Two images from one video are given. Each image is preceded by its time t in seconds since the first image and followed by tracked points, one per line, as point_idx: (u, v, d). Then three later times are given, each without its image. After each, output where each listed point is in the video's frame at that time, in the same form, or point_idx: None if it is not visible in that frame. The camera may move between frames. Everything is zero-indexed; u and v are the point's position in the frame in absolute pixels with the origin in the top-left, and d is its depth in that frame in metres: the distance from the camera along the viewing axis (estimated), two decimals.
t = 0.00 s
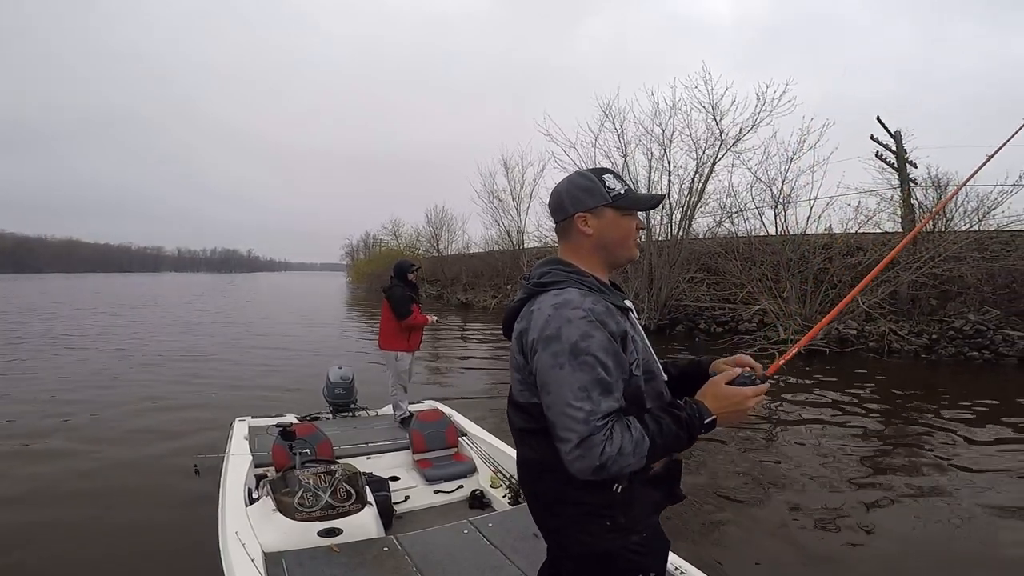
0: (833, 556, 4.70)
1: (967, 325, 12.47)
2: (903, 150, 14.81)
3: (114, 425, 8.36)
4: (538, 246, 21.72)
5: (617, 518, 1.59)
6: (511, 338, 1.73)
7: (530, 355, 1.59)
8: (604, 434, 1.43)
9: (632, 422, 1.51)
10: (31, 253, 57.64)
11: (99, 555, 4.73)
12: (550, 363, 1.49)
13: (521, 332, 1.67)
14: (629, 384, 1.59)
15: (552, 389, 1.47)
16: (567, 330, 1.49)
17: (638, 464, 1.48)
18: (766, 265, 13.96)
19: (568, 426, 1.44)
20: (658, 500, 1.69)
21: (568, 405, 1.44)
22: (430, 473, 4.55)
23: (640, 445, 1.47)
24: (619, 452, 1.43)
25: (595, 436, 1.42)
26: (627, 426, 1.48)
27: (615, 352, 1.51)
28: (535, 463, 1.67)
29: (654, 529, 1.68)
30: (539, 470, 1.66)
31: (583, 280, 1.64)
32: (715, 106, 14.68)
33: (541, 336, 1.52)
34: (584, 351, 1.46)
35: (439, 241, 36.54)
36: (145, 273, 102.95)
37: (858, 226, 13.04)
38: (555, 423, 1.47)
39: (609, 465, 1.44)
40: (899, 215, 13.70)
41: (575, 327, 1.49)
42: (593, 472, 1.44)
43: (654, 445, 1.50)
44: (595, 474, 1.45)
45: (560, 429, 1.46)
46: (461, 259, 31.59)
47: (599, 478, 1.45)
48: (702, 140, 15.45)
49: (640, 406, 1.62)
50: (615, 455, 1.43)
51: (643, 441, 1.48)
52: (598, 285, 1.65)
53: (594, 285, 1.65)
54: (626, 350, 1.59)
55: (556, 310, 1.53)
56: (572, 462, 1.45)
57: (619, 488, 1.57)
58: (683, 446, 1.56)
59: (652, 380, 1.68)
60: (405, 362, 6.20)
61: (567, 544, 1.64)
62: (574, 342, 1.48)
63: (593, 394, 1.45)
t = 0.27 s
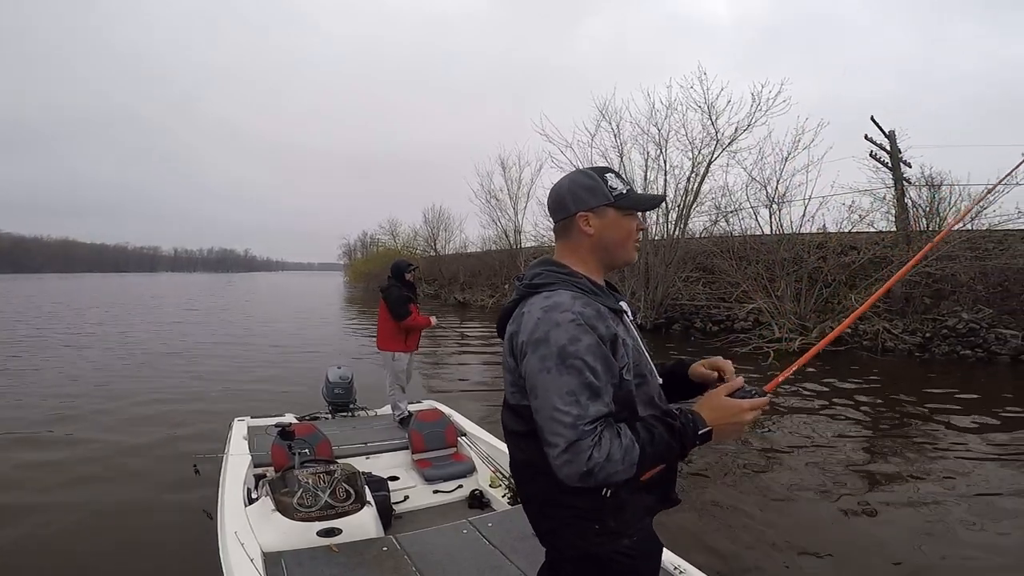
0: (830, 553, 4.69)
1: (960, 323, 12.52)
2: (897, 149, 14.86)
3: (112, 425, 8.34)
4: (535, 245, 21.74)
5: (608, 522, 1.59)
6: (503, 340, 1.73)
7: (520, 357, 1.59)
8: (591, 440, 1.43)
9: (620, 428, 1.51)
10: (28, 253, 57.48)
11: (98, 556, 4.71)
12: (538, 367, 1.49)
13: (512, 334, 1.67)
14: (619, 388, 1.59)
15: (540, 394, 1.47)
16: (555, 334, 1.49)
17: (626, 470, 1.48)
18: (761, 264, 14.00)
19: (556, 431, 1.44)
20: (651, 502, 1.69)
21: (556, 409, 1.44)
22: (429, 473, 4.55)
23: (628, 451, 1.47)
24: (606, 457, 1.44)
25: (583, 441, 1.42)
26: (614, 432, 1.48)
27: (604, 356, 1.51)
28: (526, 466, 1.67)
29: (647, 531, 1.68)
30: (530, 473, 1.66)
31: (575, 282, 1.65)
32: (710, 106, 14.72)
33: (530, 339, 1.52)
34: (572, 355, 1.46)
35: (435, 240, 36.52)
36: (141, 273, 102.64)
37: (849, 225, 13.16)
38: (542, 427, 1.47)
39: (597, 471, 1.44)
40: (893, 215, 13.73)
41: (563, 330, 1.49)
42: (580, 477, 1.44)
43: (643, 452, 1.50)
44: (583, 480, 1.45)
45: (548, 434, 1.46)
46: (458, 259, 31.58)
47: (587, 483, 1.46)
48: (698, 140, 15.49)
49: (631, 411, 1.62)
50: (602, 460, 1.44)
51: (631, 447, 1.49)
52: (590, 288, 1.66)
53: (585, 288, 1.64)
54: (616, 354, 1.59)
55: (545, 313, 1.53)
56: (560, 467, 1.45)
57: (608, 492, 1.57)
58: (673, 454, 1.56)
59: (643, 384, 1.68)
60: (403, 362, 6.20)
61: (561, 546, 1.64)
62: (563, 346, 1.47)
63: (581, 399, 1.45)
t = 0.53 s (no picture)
0: (829, 552, 4.69)
1: (954, 322, 12.57)
2: (891, 148, 14.92)
3: (109, 425, 8.32)
4: (532, 245, 21.75)
5: (605, 522, 1.59)
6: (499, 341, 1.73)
7: (515, 360, 1.60)
8: (586, 443, 1.43)
9: (616, 431, 1.51)
10: (25, 253, 57.34)
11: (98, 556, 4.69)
12: (533, 370, 1.49)
13: (508, 336, 1.67)
14: (614, 391, 1.59)
15: (534, 396, 1.48)
16: (549, 338, 1.49)
17: (621, 474, 1.48)
18: (756, 263, 14.03)
19: (551, 434, 1.44)
20: (650, 502, 1.69)
21: (550, 412, 1.45)
22: (428, 473, 4.55)
23: (623, 454, 1.48)
24: (600, 460, 1.44)
25: (577, 444, 1.43)
26: (609, 435, 1.48)
27: (599, 359, 1.51)
28: (524, 467, 1.68)
29: (645, 532, 1.68)
30: (528, 474, 1.67)
31: (571, 285, 1.65)
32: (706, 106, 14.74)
33: (525, 342, 1.53)
34: (566, 359, 1.46)
35: (433, 240, 36.53)
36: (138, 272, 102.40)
37: (843, 225, 13.19)
38: (537, 430, 1.47)
39: (592, 474, 1.44)
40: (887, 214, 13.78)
41: (557, 334, 1.49)
42: (575, 480, 1.45)
43: (638, 456, 1.51)
44: (578, 483, 1.45)
45: (543, 436, 1.47)
46: (455, 259, 31.59)
47: (582, 486, 1.46)
48: (694, 140, 15.51)
49: (626, 414, 1.62)
50: (597, 463, 1.44)
51: (626, 451, 1.49)
52: (586, 290, 1.66)
53: (581, 290, 1.64)
54: (610, 356, 1.59)
55: (540, 316, 1.53)
56: (555, 469, 1.46)
57: (604, 493, 1.57)
58: (668, 458, 1.56)
59: (639, 387, 1.68)
60: (402, 362, 6.21)
61: (559, 547, 1.64)
62: (558, 349, 1.48)
63: (576, 402, 1.45)
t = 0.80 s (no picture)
0: (827, 553, 4.67)
1: (947, 321, 12.62)
2: (886, 149, 14.98)
3: (108, 424, 8.31)
4: (529, 245, 21.76)
5: (606, 520, 1.59)
6: (502, 342, 1.73)
7: (519, 361, 1.60)
8: (595, 439, 1.43)
9: (624, 427, 1.51)
10: (24, 254, 57.11)
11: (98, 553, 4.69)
12: (538, 370, 1.49)
13: (511, 337, 1.67)
14: (618, 389, 1.59)
15: (542, 395, 1.47)
16: (553, 338, 1.49)
17: (632, 469, 1.47)
18: (752, 263, 14.06)
19: (559, 433, 1.44)
20: (650, 501, 1.69)
21: (558, 411, 1.45)
22: (427, 473, 4.55)
23: (632, 450, 1.48)
24: (611, 456, 1.44)
25: (586, 441, 1.43)
26: (618, 431, 1.48)
27: (603, 358, 1.51)
28: (528, 467, 1.68)
29: (646, 530, 1.68)
30: (532, 473, 1.66)
31: (573, 284, 1.65)
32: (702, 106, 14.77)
33: (529, 343, 1.53)
34: (571, 357, 1.46)
35: (431, 240, 36.53)
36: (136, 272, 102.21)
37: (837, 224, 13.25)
38: (546, 429, 1.47)
39: (602, 471, 1.44)
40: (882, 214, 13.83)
41: (562, 333, 1.49)
42: (585, 477, 1.44)
43: (648, 451, 1.50)
44: (589, 479, 1.45)
45: (552, 435, 1.46)
46: (453, 259, 31.61)
47: (592, 483, 1.45)
48: (691, 140, 15.54)
49: (632, 412, 1.62)
50: (607, 459, 1.44)
51: (635, 446, 1.48)
52: (588, 290, 1.66)
53: (583, 290, 1.65)
54: (614, 355, 1.59)
55: (543, 317, 1.53)
56: (565, 467, 1.45)
57: (605, 491, 1.57)
58: (677, 452, 1.55)
59: (641, 385, 1.68)
60: (403, 362, 6.20)
61: (560, 545, 1.64)
62: (562, 347, 1.48)
63: (583, 400, 1.45)
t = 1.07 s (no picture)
0: (827, 556, 4.66)
1: (941, 320, 12.67)
2: (881, 148, 15.03)
3: (106, 426, 8.30)
4: (527, 245, 21.78)
5: (609, 520, 1.59)
6: (503, 345, 1.73)
7: (522, 363, 1.60)
8: (602, 438, 1.43)
9: (629, 424, 1.51)
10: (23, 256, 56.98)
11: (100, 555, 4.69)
12: (543, 371, 1.49)
13: (514, 340, 1.67)
14: (621, 389, 1.59)
15: (547, 396, 1.47)
16: (557, 338, 1.49)
17: (639, 466, 1.47)
18: (748, 263, 14.08)
19: (565, 433, 1.44)
20: (652, 500, 1.69)
21: (563, 411, 1.44)
22: (427, 474, 4.55)
23: (639, 446, 1.47)
24: (619, 454, 1.43)
25: (593, 440, 1.42)
26: (624, 429, 1.48)
27: (606, 358, 1.52)
28: (533, 469, 1.67)
29: (648, 528, 1.68)
30: (536, 473, 1.66)
31: (573, 285, 1.65)
32: (698, 106, 14.79)
33: (532, 345, 1.53)
34: (575, 358, 1.46)
35: (429, 240, 36.54)
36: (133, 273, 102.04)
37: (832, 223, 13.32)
38: (552, 430, 1.46)
39: (610, 469, 1.43)
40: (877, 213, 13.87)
41: (565, 334, 1.49)
42: (593, 476, 1.44)
43: (653, 446, 1.50)
44: (597, 478, 1.44)
45: (557, 436, 1.46)
46: (451, 259, 31.62)
47: (601, 482, 1.45)
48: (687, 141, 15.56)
49: (635, 410, 1.62)
50: (615, 457, 1.43)
51: (641, 442, 1.48)
52: (588, 290, 1.66)
53: (584, 291, 1.65)
54: (616, 354, 1.59)
55: (545, 318, 1.53)
56: (573, 467, 1.45)
57: (609, 491, 1.57)
58: (682, 446, 1.55)
59: (643, 384, 1.68)
60: (403, 364, 6.20)
61: (563, 545, 1.64)
62: (566, 348, 1.48)
63: (588, 400, 1.45)
